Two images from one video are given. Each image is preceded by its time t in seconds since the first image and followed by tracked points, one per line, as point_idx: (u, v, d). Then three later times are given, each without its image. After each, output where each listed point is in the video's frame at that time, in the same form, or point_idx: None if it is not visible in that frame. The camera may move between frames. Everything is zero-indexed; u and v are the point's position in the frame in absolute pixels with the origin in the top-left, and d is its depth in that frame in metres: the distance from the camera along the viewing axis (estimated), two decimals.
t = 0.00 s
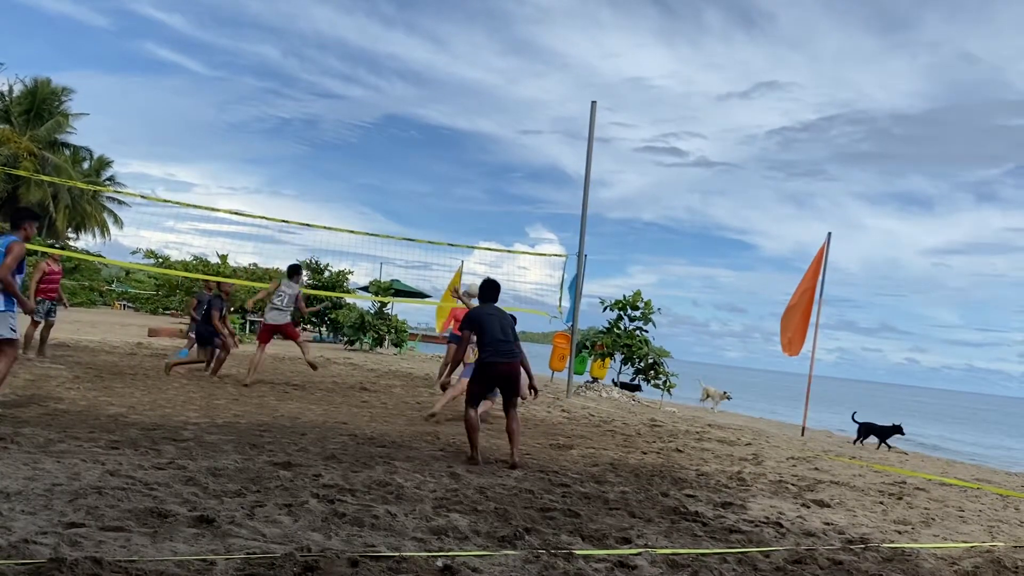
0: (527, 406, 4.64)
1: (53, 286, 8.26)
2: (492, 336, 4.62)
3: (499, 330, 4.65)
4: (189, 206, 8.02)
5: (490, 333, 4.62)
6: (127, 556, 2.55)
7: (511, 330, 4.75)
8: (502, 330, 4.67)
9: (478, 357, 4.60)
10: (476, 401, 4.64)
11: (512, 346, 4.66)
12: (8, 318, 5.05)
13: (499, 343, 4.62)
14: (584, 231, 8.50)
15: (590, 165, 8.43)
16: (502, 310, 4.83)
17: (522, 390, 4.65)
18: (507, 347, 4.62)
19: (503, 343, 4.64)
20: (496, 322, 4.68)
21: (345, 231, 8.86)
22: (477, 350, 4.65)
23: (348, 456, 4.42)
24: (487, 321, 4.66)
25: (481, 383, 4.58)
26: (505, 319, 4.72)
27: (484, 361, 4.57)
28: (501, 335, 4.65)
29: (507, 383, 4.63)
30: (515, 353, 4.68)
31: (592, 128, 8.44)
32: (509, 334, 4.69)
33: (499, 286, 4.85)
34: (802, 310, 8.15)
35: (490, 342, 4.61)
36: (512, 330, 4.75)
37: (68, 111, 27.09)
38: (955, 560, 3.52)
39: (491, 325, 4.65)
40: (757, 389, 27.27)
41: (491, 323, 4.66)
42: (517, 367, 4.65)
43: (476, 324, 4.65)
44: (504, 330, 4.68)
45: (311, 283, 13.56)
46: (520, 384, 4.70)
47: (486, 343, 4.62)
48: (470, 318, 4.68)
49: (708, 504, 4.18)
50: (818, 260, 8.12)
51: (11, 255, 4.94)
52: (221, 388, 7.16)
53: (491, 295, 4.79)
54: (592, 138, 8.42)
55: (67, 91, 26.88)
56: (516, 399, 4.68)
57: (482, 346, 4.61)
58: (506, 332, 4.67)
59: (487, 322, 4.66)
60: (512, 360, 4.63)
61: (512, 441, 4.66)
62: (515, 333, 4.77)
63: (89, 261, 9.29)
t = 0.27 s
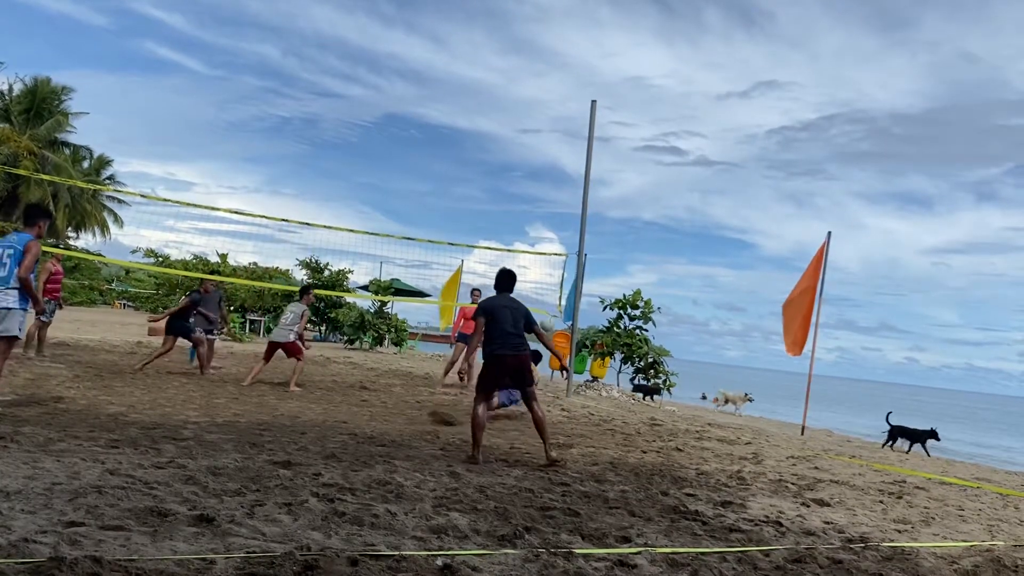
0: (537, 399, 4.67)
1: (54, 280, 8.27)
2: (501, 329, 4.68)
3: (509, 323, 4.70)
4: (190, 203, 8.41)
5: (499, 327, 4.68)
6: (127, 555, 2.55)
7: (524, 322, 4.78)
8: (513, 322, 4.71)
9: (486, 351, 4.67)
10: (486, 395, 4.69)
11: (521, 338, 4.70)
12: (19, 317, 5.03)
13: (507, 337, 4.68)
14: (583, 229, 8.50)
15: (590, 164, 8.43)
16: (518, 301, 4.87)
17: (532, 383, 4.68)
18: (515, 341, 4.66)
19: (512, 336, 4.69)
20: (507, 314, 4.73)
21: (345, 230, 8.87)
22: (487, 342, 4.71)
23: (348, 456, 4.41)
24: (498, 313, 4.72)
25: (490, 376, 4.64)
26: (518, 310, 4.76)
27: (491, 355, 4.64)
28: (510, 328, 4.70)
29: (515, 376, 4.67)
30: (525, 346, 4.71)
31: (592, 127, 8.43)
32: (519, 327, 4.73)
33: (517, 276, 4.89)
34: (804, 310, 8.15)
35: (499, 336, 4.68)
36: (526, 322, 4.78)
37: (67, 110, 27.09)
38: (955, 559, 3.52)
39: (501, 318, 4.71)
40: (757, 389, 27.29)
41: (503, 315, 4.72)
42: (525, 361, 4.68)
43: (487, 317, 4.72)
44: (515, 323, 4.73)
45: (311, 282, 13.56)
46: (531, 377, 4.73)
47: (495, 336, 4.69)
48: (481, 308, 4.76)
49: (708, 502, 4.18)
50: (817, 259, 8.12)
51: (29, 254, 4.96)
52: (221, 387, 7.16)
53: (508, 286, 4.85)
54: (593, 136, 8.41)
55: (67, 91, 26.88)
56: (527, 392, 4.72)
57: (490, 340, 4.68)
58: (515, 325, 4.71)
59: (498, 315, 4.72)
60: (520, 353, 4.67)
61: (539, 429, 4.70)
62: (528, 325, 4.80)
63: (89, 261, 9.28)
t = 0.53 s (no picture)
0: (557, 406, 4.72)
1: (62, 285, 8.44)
2: (527, 336, 4.70)
3: (537, 330, 4.70)
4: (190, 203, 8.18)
5: (525, 334, 4.70)
6: (127, 553, 2.55)
7: (555, 329, 4.75)
8: (540, 330, 4.71)
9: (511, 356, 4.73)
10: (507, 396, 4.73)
11: (546, 347, 4.70)
12: (34, 320, 4.98)
13: (532, 345, 4.69)
14: (584, 229, 8.50)
15: (590, 163, 8.42)
16: (554, 304, 4.84)
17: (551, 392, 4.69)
18: (539, 350, 4.66)
19: (537, 344, 4.69)
20: (536, 320, 4.73)
21: (345, 229, 8.87)
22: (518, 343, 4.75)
23: (348, 455, 4.41)
24: (532, 317, 4.73)
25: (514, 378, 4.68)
26: (549, 316, 4.74)
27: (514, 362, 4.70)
28: (537, 335, 4.71)
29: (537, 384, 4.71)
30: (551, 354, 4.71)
31: (592, 126, 8.43)
32: (547, 334, 4.72)
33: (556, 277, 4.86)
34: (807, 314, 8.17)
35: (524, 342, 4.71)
36: (556, 328, 4.76)
37: (68, 110, 27.10)
38: (955, 559, 3.52)
39: (529, 324, 4.72)
40: (758, 388, 27.29)
41: (531, 321, 4.73)
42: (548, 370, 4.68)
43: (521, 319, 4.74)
44: (544, 330, 4.72)
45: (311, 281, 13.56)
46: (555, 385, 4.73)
47: (521, 342, 4.72)
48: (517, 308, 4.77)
49: (708, 502, 4.18)
50: (818, 261, 8.12)
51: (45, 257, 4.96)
52: (221, 386, 7.17)
53: (546, 286, 4.84)
54: (593, 136, 8.41)
55: (67, 90, 26.89)
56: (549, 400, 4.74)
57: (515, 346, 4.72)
58: (542, 333, 4.71)
59: (527, 320, 4.73)
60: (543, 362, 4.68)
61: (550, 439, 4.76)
62: (559, 332, 4.77)
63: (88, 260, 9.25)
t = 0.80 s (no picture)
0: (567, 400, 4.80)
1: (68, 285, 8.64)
2: (556, 330, 4.92)
3: (566, 324, 4.93)
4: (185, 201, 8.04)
5: (555, 328, 4.92)
6: (127, 553, 2.55)
7: (583, 323, 4.97)
8: (569, 324, 4.93)
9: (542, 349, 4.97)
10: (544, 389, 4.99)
11: (574, 341, 4.89)
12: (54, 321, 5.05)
13: (561, 339, 4.89)
14: (584, 228, 8.50)
15: (591, 163, 8.42)
16: (583, 299, 5.04)
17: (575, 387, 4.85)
18: (565, 344, 4.85)
19: (565, 338, 4.90)
20: (565, 314, 4.95)
21: (345, 228, 8.87)
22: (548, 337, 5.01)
23: (349, 454, 4.41)
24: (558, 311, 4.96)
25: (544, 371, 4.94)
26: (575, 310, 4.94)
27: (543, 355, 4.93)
28: (565, 330, 4.93)
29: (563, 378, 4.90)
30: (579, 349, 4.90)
31: (593, 126, 8.42)
32: (576, 328, 4.93)
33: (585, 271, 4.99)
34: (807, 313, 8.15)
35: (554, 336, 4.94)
36: (585, 322, 4.97)
37: (68, 109, 27.13)
38: (956, 558, 3.52)
39: (559, 318, 4.95)
40: (758, 388, 27.28)
41: (561, 315, 4.95)
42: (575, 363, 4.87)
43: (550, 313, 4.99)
44: (573, 324, 4.94)
45: (312, 280, 13.56)
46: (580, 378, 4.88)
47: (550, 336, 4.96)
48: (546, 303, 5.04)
49: (708, 501, 4.18)
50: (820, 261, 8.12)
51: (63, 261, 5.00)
52: (222, 385, 7.17)
53: (576, 280, 5.02)
54: (593, 136, 8.41)
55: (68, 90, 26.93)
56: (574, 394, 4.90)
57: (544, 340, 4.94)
58: (571, 327, 4.92)
59: (557, 315, 4.96)
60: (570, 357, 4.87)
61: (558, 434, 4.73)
62: (587, 326, 4.99)
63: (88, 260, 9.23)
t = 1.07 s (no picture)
0: (577, 403, 4.91)
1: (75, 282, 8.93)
2: (566, 337, 5.00)
3: (576, 330, 4.99)
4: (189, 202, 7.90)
5: (564, 335, 5.00)
6: (127, 552, 2.55)
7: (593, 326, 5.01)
8: (579, 329, 4.99)
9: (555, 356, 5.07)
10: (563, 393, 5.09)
11: (584, 346, 4.94)
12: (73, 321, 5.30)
13: (571, 345, 4.97)
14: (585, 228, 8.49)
15: (591, 162, 8.42)
16: (593, 303, 5.08)
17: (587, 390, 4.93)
18: (574, 351, 4.93)
19: (576, 344, 4.97)
20: (575, 320, 5.02)
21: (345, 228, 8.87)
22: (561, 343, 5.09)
23: (349, 454, 4.41)
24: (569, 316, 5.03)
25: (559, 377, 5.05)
26: (584, 315, 5.01)
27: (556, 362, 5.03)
28: (575, 336, 4.99)
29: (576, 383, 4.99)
30: (590, 352, 4.96)
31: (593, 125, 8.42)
32: (586, 333, 4.99)
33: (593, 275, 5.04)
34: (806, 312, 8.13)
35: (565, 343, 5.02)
36: (595, 326, 5.02)
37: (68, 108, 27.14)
38: (957, 559, 3.52)
39: (569, 325, 5.02)
40: (758, 388, 27.28)
41: (570, 321, 5.02)
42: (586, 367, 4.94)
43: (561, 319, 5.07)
44: (582, 329, 4.99)
45: (312, 280, 13.56)
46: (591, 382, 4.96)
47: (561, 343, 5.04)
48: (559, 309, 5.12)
49: (708, 501, 4.17)
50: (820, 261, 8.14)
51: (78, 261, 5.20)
52: (222, 385, 7.17)
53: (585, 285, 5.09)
54: (593, 136, 8.41)
55: (68, 89, 26.94)
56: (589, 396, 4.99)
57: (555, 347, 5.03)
58: (580, 332, 4.98)
59: (567, 321, 5.03)
60: (581, 361, 4.94)
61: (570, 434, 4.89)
62: (598, 330, 5.03)
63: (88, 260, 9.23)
